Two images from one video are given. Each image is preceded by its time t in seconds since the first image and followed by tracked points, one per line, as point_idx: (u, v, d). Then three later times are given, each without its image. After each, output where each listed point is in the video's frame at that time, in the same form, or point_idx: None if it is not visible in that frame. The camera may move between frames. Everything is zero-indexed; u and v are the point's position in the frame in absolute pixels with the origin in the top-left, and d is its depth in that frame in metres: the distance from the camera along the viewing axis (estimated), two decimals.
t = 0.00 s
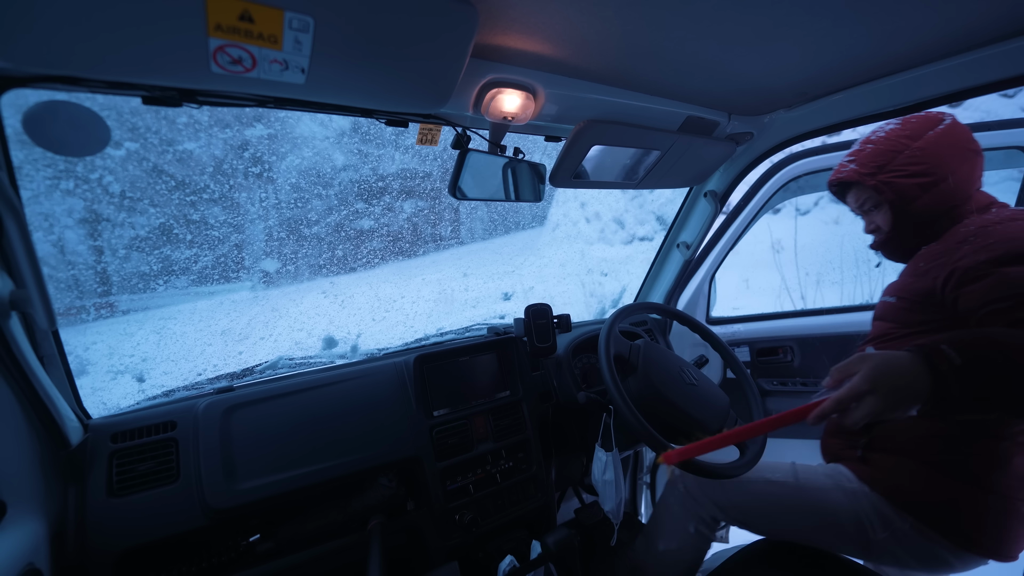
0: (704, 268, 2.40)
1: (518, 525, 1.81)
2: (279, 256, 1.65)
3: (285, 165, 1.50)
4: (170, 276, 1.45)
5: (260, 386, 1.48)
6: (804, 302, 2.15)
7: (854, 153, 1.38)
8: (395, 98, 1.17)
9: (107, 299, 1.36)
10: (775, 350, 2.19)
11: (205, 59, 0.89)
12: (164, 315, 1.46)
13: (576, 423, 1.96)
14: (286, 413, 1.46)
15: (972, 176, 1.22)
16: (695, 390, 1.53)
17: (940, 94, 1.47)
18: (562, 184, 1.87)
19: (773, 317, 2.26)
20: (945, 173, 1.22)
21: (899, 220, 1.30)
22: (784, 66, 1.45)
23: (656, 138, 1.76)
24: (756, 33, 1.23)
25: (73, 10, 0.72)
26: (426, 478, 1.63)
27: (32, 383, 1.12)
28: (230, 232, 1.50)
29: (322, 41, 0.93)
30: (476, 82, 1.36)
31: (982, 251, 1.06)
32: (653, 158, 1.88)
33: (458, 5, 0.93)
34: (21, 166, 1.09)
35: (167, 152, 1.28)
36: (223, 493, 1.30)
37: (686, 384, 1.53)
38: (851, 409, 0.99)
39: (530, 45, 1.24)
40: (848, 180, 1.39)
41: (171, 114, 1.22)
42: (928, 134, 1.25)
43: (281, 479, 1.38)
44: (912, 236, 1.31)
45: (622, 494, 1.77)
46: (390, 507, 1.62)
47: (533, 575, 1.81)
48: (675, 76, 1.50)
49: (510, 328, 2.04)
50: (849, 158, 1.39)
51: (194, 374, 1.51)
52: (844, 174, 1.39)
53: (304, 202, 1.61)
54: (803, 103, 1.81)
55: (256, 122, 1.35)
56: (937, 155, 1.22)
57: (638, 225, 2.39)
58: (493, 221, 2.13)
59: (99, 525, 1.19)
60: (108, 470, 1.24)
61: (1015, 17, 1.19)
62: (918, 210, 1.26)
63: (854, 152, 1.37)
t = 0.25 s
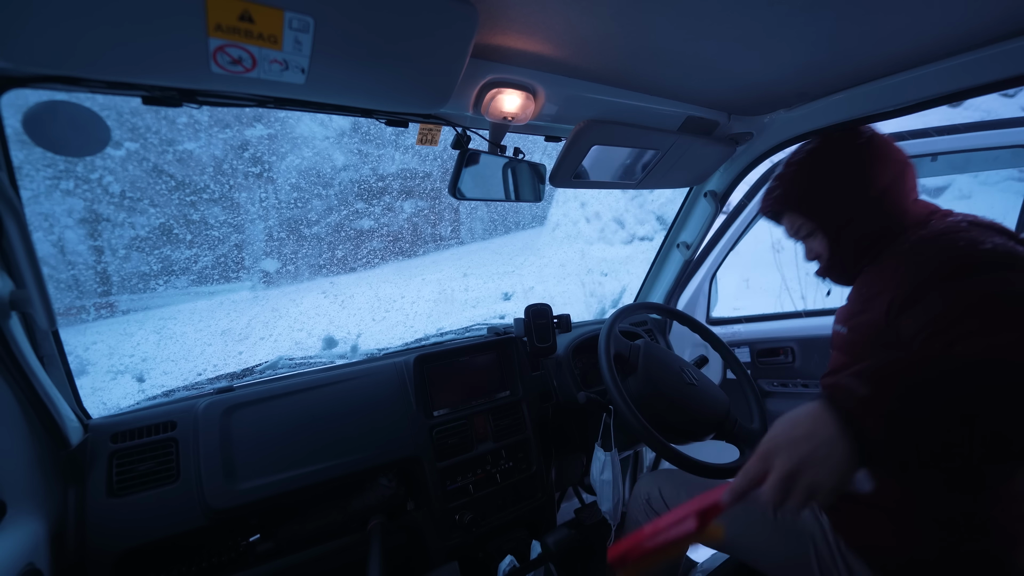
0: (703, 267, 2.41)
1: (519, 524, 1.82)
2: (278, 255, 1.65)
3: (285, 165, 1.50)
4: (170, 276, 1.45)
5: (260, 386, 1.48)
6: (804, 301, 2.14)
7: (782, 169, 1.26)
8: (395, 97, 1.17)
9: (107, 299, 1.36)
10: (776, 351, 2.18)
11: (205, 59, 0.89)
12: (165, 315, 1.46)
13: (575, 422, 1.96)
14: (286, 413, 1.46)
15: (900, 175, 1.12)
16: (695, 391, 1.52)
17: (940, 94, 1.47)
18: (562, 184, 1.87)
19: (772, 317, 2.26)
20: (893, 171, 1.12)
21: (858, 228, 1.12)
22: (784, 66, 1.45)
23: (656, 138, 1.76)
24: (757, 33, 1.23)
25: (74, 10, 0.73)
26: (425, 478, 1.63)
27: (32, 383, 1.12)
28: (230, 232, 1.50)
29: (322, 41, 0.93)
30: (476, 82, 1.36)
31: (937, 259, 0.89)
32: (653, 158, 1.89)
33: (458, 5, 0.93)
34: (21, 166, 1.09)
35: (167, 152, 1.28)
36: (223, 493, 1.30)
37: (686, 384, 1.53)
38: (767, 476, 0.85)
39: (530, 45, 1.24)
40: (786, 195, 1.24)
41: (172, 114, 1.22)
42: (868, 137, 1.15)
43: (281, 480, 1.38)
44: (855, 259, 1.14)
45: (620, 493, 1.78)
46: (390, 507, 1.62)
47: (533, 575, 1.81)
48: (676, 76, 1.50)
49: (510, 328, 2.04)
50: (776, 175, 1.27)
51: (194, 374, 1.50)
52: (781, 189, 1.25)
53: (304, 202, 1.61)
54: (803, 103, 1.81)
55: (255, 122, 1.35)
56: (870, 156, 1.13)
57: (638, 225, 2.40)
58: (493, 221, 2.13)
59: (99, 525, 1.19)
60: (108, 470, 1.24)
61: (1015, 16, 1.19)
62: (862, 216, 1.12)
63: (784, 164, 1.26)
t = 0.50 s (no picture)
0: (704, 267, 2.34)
1: (519, 524, 1.82)
2: (279, 257, 1.73)
3: (285, 165, 1.53)
4: (170, 277, 1.49)
5: (260, 386, 1.48)
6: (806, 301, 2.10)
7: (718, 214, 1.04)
8: (395, 97, 1.17)
9: (107, 299, 1.37)
10: (778, 356, 2.17)
11: (205, 59, 0.89)
12: (164, 314, 1.48)
13: (574, 423, 1.96)
14: (286, 413, 1.46)
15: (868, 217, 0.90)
16: (695, 390, 1.53)
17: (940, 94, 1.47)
18: (562, 184, 1.87)
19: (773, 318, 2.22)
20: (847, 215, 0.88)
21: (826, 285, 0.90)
22: (785, 66, 1.45)
23: (656, 138, 1.75)
24: (757, 33, 1.23)
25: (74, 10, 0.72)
26: (425, 478, 1.63)
27: (31, 384, 1.11)
28: (229, 231, 1.54)
29: (322, 41, 0.93)
30: (476, 82, 1.35)
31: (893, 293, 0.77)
32: (654, 158, 1.89)
33: (458, 5, 0.93)
34: (21, 166, 1.06)
35: (166, 152, 1.29)
36: (223, 493, 1.30)
37: (685, 384, 1.54)
38: None
39: (530, 45, 1.24)
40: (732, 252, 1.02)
41: (171, 113, 1.19)
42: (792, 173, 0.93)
43: (281, 480, 1.38)
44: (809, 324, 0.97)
45: (625, 495, 1.77)
46: (390, 507, 1.61)
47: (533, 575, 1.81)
48: (676, 76, 1.49)
49: (510, 327, 2.04)
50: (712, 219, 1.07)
51: (193, 374, 1.49)
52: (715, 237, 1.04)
53: (303, 202, 1.66)
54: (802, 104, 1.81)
55: (255, 122, 1.34)
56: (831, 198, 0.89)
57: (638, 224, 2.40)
58: (493, 221, 2.20)
59: (99, 525, 1.19)
60: (108, 470, 1.24)
61: (1015, 17, 1.19)
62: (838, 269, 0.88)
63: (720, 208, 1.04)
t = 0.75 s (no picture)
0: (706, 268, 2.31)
1: (519, 525, 1.82)
2: (280, 256, 1.72)
3: (284, 165, 1.53)
4: (170, 277, 1.49)
5: (260, 386, 1.48)
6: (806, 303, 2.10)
7: (709, 232, 0.97)
8: (395, 97, 1.17)
9: (107, 299, 1.37)
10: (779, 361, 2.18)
11: (205, 59, 0.89)
12: (164, 314, 1.48)
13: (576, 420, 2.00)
14: (286, 413, 1.46)
15: (875, 239, 0.86)
16: (695, 391, 1.54)
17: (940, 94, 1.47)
18: (562, 185, 1.87)
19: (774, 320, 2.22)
20: (861, 242, 0.83)
21: (829, 314, 0.86)
22: (785, 66, 1.45)
23: (656, 138, 1.75)
24: (757, 33, 1.23)
25: (73, 10, 0.72)
26: (425, 478, 1.63)
27: (31, 385, 1.11)
28: (230, 232, 1.54)
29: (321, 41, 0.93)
30: (476, 82, 1.35)
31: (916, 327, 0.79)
32: (654, 158, 1.89)
33: (458, 5, 0.93)
34: (21, 166, 1.07)
35: (167, 152, 1.29)
36: (223, 493, 1.30)
37: (685, 384, 1.54)
38: None
39: (530, 45, 1.24)
40: (723, 271, 0.95)
41: (171, 113, 1.19)
42: (798, 192, 0.85)
43: (281, 480, 1.38)
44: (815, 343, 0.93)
45: (623, 495, 1.78)
46: (390, 508, 1.61)
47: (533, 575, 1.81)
48: (676, 76, 1.49)
49: (510, 327, 2.04)
50: (700, 235, 1.00)
51: (193, 374, 1.49)
52: (705, 258, 0.97)
53: (303, 202, 1.66)
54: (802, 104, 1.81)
55: (255, 122, 1.34)
56: (843, 222, 0.83)
57: (638, 224, 2.40)
58: (493, 221, 2.20)
59: (99, 525, 1.19)
60: (108, 470, 1.24)
61: (1015, 17, 1.19)
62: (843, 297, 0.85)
63: (712, 225, 0.96)
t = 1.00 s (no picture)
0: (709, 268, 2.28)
1: (519, 525, 1.82)
2: (280, 255, 1.75)
3: (284, 165, 1.54)
4: (170, 276, 1.50)
5: (260, 386, 1.48)
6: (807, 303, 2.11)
7: (692, 273, 0.82)
8: (395, 97, 1.17)
9: (107, 298, 1.37)
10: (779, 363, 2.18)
11: (205, 59, 0.89)
12: (164, 314, 1.49)
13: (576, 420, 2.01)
14: (286, 413, 1.46)
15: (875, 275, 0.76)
16: (695, 391, 1.54)
17: (940, 94, 1.47)
18: (562, 185, 1.87)
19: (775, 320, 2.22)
20: (860, 279, 0.74)
21: (826, 362, 0.77)
22: (785, 66, 1.45)
23: (656, 138, 1.76)
24: (757, 33, 1.23)
25: (73, 9, 0.72)
26: (425, 478, 1.63)
27: (31, 385, 1.11)
28: (230, 231, 1.56)
29: (321, 41, 0.93)
30: (476, 82, 1.35)
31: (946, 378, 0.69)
32: (654, 158, 1.89)
33: (458, 5, 0.93)
34: (21, 166, 1.05)
35: (167, 152, 1.30)
36: (223, 493, 1.31)
37: (685, 384, 1.54)
38: None
39: (530, 45, 1.24)
40: (710, 319, 0.81)
41: (171, 113, 1.19)
42: (797, 228, 0.73)
43: (281, 480, 1.38)
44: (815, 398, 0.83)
45: (621, 495, 1.77)
46: (390, 508, 1.61)
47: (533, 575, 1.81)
48: (677, 76, 1.49)
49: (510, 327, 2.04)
50: (679, 277, 0.84)
51: (193, 375, 1.48)
52: (689, 304, 0.83)
53: (304, 202, 1.69)
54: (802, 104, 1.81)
55: (255, 122, 1.34)
56: (844, 262, 0.73)
57: (638, 224, 2.42)
58: (493, 220, 2.22)
59: (99, 524, 1.19)
60: (108, 470, 1.24)
61: (1015, 18, 1.19)
62: (841, 341, 0.76)
63: (695, 265, 0.82)
